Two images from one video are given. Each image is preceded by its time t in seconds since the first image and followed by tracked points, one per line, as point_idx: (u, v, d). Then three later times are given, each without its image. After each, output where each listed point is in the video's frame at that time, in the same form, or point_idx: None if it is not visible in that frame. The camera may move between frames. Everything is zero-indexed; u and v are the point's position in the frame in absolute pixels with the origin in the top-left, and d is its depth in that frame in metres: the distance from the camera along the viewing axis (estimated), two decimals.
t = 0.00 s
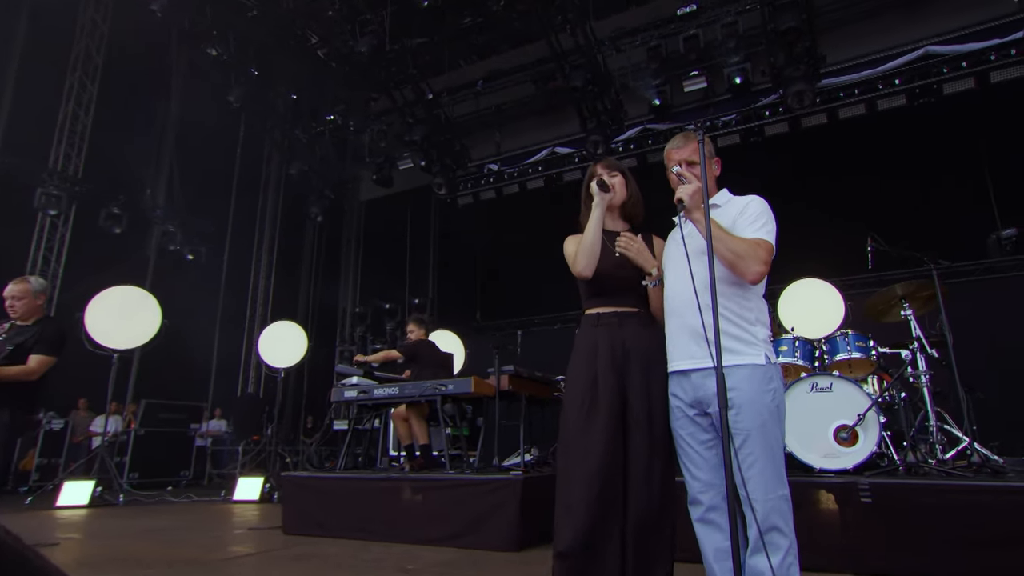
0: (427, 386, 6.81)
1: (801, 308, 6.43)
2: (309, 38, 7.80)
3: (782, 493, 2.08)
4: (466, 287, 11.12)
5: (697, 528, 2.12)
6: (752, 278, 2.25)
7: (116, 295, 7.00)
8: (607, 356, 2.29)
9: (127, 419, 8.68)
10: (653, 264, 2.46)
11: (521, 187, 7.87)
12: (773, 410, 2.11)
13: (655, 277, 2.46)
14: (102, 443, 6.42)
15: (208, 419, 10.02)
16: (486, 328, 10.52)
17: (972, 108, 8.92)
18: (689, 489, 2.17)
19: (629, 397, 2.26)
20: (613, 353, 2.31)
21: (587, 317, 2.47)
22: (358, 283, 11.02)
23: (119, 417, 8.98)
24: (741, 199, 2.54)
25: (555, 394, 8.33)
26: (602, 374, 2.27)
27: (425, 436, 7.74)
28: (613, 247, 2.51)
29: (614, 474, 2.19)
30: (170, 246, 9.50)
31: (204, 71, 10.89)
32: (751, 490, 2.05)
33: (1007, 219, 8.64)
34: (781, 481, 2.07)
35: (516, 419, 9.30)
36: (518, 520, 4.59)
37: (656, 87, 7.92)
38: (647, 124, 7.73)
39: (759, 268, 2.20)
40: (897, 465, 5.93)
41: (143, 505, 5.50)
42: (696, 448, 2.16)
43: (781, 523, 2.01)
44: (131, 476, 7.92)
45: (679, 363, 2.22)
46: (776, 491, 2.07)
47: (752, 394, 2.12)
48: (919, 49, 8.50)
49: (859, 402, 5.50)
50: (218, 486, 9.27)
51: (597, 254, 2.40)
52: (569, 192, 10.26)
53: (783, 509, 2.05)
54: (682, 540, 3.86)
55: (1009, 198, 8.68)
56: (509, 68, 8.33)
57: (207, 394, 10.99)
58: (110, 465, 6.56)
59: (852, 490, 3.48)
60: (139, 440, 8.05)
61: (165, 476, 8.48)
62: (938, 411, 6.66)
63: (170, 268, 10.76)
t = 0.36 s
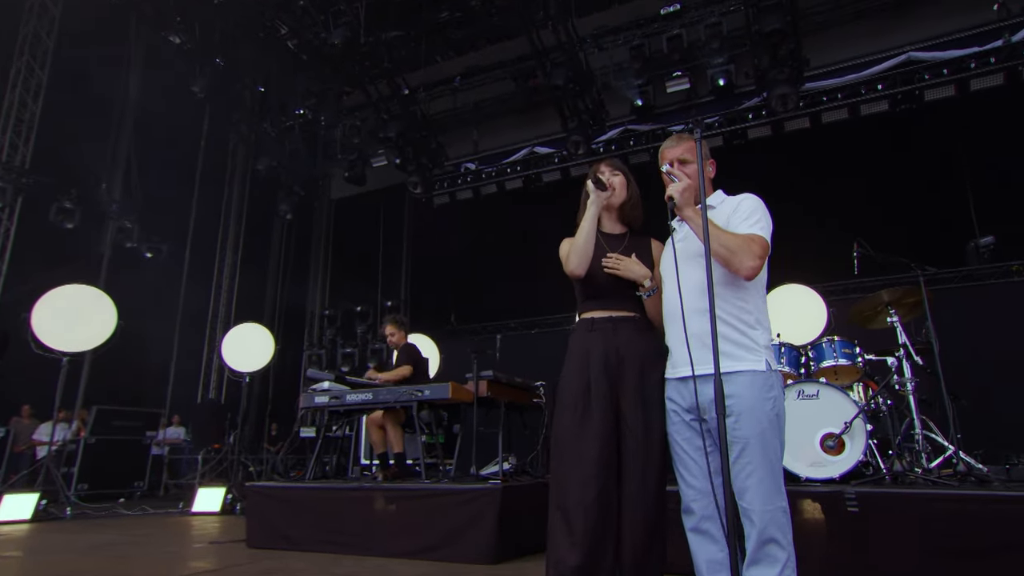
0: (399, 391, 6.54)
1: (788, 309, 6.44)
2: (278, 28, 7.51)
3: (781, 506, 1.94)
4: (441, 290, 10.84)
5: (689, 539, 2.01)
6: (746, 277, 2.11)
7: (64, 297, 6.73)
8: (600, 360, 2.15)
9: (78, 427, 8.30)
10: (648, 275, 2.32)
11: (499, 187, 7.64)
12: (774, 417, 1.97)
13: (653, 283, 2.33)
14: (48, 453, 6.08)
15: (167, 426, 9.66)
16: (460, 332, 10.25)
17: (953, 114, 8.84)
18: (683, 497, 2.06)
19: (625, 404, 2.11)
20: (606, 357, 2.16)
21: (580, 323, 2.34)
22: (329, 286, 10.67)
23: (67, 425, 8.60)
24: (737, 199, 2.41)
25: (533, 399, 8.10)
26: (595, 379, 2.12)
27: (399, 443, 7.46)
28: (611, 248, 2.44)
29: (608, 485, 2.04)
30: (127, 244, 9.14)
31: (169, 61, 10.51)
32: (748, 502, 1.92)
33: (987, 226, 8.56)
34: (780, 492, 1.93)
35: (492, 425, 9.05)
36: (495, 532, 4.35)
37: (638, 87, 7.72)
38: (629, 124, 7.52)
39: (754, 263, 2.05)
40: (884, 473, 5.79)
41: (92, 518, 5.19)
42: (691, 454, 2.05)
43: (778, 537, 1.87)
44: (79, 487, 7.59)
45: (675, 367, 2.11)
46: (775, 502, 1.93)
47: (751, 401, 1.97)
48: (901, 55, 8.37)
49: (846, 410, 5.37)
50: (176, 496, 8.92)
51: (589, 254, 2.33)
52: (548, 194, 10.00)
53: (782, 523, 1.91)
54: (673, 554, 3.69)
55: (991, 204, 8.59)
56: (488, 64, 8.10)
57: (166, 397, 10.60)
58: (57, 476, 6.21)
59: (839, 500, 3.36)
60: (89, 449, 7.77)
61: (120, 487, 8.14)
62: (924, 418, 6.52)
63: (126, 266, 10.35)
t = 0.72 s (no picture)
0: (374, 395, 6.27)
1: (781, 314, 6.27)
2: (247, 13, 7.19)
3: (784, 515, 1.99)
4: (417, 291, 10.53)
5: (688, 546, 2.08)
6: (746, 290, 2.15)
7: (11, 293, 6.75)
8: (593, 362, 2.13)
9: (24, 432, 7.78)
10: (643, 281, 2.32)
11: (478, 184, 7.36)
12: (777, 424, 2.02)
13: (648, 289, 2.34)
14: None
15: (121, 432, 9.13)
16: (436, 335, 9.92)
17: (938, 117, 8.72)
18: (684, 504, 2.12)
19: (618, 406, 2.09)
20: (600, 359, 2.14)
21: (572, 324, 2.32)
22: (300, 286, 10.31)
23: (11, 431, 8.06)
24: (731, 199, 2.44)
25: (513, 404, 7.88)
26: (588, 381, 2.10)
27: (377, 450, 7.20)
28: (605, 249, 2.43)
29: (599, 493, 2.01)
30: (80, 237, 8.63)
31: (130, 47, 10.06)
32: (749, 510, 1.97)
33: (972, 230, 8.44)
34: (782, 502, 1.98)
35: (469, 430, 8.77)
36: (475, 541, 4.08)
37: (622, 83, 7.48)
38: (613, 121, 7.37)
39: (755, 275, 2.10)
40: (874, 481, 5.64)
41: (40, 531, 4.86)
42: (692, 461, 2.11)
43: (779, 543, 1.94)
44: (21, 497, 7.27)
45: (677, 376, 2.16)
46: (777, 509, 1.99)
47: (756, 408, 2.02)
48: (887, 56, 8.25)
49: (836, 416, 5.25)
50: (132, 506, 8.44)
51: (587, 255, 2.28)
52: (529, 193, 9.73)
53: (784, 532, 1.97)
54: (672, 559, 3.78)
55: (975, 209, 8.48)
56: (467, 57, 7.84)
57: (121, 402, 10.07)
58: None
59: (829, 505, 3.52)
60: (34, 457, 7.47)
61: (68, 496, 7.86)
62: (913, 424, 6.36)
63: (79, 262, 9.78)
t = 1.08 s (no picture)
0: (343, 398, 5.97)
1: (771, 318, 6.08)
2: None
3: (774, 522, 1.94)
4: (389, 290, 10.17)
5: (674, 554, 2.00)
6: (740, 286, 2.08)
7: None
8: (579, 362, 2.02)
9: None
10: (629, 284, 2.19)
11: (452, 179, 7.06)
12: (767, 429, 1.97)
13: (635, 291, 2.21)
14: None
15: (67, 436, 8.59)
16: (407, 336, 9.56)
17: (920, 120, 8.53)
18: (669, 511, 2.04)
19: (604, 407, 1.99)
20: (585, 359, 2.03)
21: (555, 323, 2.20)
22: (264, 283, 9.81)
23: None
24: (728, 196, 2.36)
25: (490, 407, 7.65)
26: (572, 382, 2.00)
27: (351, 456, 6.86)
28: (590, 244, 2.30)
29: (584, 502, 1.91)
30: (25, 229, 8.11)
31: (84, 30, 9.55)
32: (740, 518, 1.90)
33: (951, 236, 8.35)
34: (773, 509, 1.92)
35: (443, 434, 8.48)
36: (449, 551, 3.82)
37: (603, 78, 7.14)
38: (592, 118, 7.20)
39: (751, 273, 2.02)
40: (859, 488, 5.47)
41: None
42: (678, 465, 2.04)
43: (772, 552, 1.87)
44: None
45: (664, 376, 2.07)
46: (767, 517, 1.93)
47: (747, 412, 1.96)
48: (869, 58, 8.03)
49: (822, 421, 5.11)
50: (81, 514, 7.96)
51: (564, 250, 2.20)
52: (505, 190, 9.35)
53: (774, 540, 1.91)
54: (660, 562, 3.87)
55: (953, 217, 8.41)
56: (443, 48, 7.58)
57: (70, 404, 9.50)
58: None
59: (814, 512, 3.65)
60: None
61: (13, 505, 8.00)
62: (898, 430, 6.20)
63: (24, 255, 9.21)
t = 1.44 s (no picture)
0: (310, 401, 5.71)
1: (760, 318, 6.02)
2: None
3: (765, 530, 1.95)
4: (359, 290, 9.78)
5: (662, 565, 2.01)
6: (726, 274, 2.12)
7: None
8: (563, 368, 2.13)
9: None
10: (620, 275, 2.31)
11: (424, 175, 6.73)
12: (758, 434, 1.99)
13: (624, 284, 2.33)
14: None
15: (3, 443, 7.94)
16: (376, 339, 9.18)
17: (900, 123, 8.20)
18: (657, 521, 2.06)
19: (588, 413, 2.11)
20: (571, 363, 2.15)
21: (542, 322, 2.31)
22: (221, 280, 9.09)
23: None
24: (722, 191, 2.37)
25: (463, 411, 7.39)
26: (557, 385, 2.12)
27: (320, 462, 6.63)
28: (574, 239, 2.40)
29: (569, 507, 2.03)
30: None
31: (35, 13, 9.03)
32: (732, 527, 1.92)
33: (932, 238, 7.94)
34: (764, 517, 1.94)
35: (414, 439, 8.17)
36: (422, 561, 3.56)
37: (581, 73, 6.88)
38: (570, 114, 6.84)
39: (738, 260, 2.06)
40: (842, 496, 5.28)
41: None
42: (666, 474, 2.06)
43: (762, 561, 1.89)
44: None
45: (651, 376, 2.12)
46: (759, 526, 1.95)
47: (736, 418, 1.99)
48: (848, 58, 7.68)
49: (805, 427, 4.95)
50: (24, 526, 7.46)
51: (540, 240, 2.31)
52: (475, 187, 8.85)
53: (766, 548, 1.93)
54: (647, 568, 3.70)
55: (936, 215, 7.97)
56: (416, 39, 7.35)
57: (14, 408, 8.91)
58: None
59: (796, 521, 3.42)
60: None
61: None
62: (881, 436, 6.03)
63: None
